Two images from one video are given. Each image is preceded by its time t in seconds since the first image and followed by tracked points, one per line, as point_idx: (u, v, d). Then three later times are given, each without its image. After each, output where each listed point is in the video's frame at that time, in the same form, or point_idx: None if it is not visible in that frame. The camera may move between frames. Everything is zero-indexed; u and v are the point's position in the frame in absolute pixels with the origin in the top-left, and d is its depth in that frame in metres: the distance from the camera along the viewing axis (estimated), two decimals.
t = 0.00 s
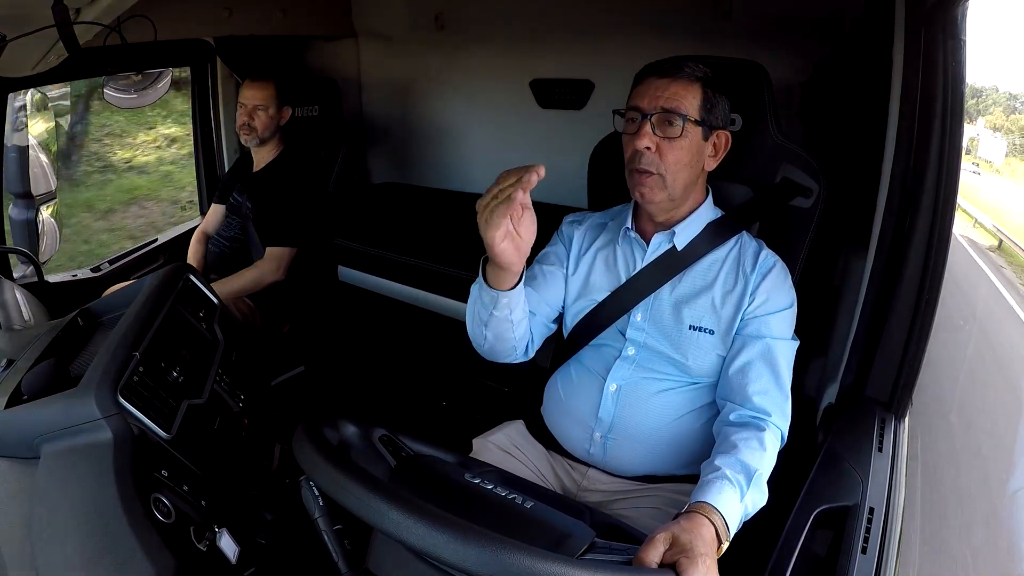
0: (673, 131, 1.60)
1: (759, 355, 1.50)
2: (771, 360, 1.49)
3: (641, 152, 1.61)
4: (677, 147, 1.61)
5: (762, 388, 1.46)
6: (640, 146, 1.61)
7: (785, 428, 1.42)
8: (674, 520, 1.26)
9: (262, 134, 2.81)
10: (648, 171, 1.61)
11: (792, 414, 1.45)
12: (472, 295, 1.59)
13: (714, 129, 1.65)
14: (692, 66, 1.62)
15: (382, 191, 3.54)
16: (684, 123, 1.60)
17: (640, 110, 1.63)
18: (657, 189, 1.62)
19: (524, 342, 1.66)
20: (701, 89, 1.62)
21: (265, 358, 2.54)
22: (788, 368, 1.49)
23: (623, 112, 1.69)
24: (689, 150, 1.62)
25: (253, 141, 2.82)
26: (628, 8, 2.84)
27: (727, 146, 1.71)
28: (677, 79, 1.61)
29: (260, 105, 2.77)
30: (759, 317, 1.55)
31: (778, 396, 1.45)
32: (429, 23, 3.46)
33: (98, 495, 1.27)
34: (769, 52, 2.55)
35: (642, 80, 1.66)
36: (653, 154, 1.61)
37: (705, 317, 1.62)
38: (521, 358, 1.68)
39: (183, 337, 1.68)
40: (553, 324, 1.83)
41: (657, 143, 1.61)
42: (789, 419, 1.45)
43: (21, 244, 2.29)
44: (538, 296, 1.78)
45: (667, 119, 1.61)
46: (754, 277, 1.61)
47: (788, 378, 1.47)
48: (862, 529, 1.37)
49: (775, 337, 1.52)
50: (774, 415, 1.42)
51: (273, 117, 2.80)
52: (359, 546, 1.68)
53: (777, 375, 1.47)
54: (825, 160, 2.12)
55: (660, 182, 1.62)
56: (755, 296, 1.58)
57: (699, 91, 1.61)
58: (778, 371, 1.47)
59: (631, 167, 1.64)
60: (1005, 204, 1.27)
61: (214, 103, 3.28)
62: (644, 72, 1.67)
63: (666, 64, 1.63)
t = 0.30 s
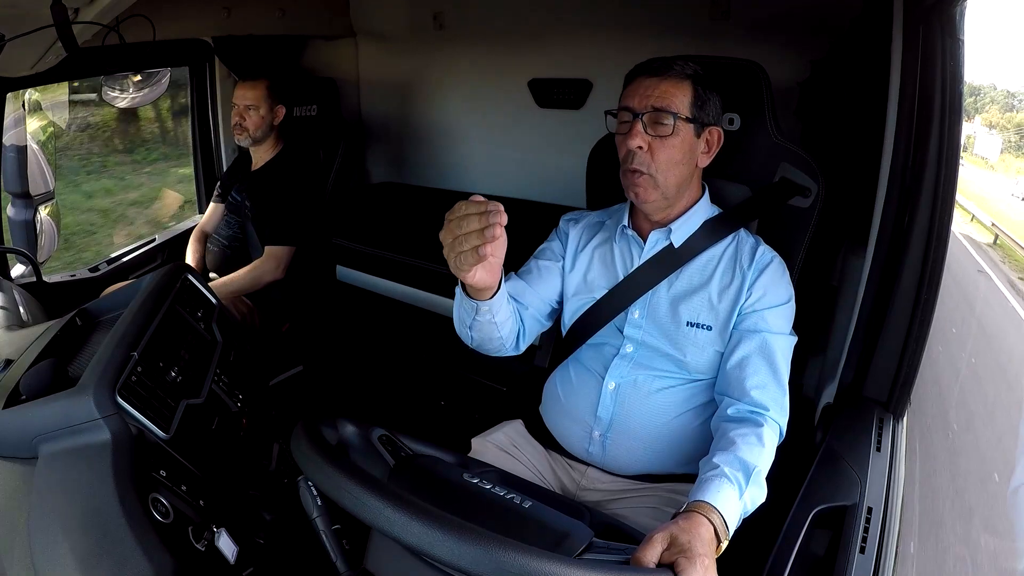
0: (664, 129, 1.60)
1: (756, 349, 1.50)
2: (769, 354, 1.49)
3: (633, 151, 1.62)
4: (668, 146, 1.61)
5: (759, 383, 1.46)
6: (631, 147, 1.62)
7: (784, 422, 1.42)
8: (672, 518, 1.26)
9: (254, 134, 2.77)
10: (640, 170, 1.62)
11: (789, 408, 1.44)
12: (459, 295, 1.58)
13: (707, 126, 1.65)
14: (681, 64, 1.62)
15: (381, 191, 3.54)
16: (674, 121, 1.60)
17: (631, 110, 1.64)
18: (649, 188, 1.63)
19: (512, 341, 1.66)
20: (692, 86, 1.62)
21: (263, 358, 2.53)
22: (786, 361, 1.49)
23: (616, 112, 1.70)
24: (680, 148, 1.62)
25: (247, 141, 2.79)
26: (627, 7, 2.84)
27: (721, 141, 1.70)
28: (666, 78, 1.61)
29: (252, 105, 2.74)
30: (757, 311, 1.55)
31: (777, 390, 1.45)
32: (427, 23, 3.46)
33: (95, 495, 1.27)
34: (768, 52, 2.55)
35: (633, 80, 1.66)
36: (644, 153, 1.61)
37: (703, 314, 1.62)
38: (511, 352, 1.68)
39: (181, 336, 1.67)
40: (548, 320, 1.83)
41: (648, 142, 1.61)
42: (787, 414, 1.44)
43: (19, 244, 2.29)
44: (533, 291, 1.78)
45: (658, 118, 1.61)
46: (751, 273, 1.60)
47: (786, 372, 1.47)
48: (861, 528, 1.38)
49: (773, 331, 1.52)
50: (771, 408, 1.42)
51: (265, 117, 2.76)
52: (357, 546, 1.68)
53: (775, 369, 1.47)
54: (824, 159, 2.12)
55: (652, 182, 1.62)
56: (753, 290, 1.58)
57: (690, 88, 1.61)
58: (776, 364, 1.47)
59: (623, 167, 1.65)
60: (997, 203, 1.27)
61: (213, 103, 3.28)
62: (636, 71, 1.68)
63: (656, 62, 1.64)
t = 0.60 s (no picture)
0: (665, 139, 1.61)
1: (757, 352, 1.50)
2: (770, 356, 1.49)
3: (635, 163, 1.62)
4: (670, 156, 1.61)
5: (760, 385, 1.46)
6: (633, 158, 1.62)
7: (784, 424, 1.42)
8: (672, 519, 1.26)
9: (255, 136, 2.77)
10: (643, 182, 1.62)
11: (789, 409, 1.44)
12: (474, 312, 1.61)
13: (707, 131, 1.65)
14: (680, 69, 1.61)
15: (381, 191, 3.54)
16: (674, 130, 1.60)
17: (631, 120, 1.64)
18: (651, 198, 1.63)
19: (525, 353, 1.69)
20: (691, 93, 1.61)
21: (263, 359, 2.53)
22: (787, 363, 1.49)
23: (616, 120, 1.70)
24: (681, 157, 1.62)
25: (247, 143, 2.79)
26: (627, 7, 2.84)
27: (722, 144, 1.70)
28: (664, 85, 1.61)
29: (252, 107, 2.75)
30: (758, 313, 1.56)
31: (777, 392, 1.45)
32: (427, 23, 3.46)
33: (96, 495, 1.27)
34: (768, 52, 2.55)
35: (632, 87, 1.66)
36: (646, 165, 1.61)
37: (704, 316, 1.62)
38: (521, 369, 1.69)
39: (181, 336, 1.67)
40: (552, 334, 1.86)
41: (649, 152, 1.61)
42: (788, 416, 1.45)
43: (19, 244, 2.29)
44: (532, 310, 1.80)
45: (658, 128, 1.61)
46: (752, 276, 1.60)
47: (787, 374, 1.47)
48: (861, 528, 1.37)
49: (773, 334, 1.52)
50: (772, 410, 1.42)
51: (265, 119, 2.76)
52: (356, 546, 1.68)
53: (775, 371, 1.47)
54: (823, 160, 2.12)
55: (654, 192, 1.63)
56: (754, 292, 1.58)
57: (689, 94, 1.61)
58: (777, 366, 1.47)
59: (625, 177, 1.65)
60: (995, 198, 1.29)
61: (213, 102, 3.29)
62: (633, 77, 1.67)
63: (654, 68, 1.63)
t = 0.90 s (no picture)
0: (660, 153, 1.60)
1: (758, 353, 1.50)
2: (770, 357, 1.49)
3: (632, 179, 1.62)
4: (667, 169, 1.61)
5: (762, 386, 1.45)
6: (629, 175, 1.62)
7: (785, 425, 1.42)
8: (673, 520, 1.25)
9: (256, 137, 2.77)
10: (642, 196, 1.63)
11: (791, 410, 1.44)
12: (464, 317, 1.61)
13: (703, 137, 1.64)
14: (669, 79, 1.59)
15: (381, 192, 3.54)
16: (669, 143, 1.59)
17: (624, 135, 1.63)
18: (653, 210, 1.64)
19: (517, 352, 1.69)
20: (683, 102, 1.59)
21: (263, 359, 2.53)
22: (788, 363, 1.49)
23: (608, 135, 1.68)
24: (679, 167, 1.61)
25: (248, 144, 2.79)
26: (628, 7, 2.84)
27: (720, 145, 1.69)
28: (655, 98, 1.59)
29: (252, 108, 2.74)
30: (758, 315, 1.55)
31: (778, 393, 1.44)
32: (427, 23, 3.46)
33: (96, 495, 1.27)
34: (768, 52, 2.55)
35: (622, 101, 1.64)
36: (644, 180, 1.61)
37: (705, 318, 1.62)
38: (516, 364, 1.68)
39: (181, 337, 1.67)
40: (549, 330, 1.85)
41: (646, 168, 1.61)
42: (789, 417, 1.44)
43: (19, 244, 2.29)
44: (532, 307, 1.80)
45: (652, 142, 1.60)
46: (753, 277, 1.60)
47: (788, 375, 1.47)
48: (861, 529, 1.37)
49: (774, 335, 1.52)
50: (773, 411, 1.42)
51: (266, 120, 2.75)
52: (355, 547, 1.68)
53: (776, 371, 1.47)
54: (823, 160, 2.12)
55: (655, 205, 1.63)
56: (755, 294, 1.58)
57: (681, 104, 1.59)
58: (778, 366, 1.47)
59: (624, 192, 1.65)
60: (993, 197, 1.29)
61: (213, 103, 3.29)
62: (622, 89, 1.65)
63: (642, 81, 1.60)
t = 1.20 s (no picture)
0: (664, 152, 1.59)
1: (760, 353, 1.50)
2: (772, 357, 1.48)
3: (634, 177, 1.61)
4: (669, 168, 1.60)
5: (764, 386, 1.45)
6: (631, 172, 1.61)
7: (788, 425, 1.42)
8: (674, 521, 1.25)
9: (259, 137, 2.77)
10: (644, 195, 1.62)
11: (794, 411, 1.44)
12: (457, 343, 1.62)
13: (708, 140, 1.63)
14: (678, 79, 1.58)
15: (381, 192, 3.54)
16: (673, 143, 1.58)
17: (629, 133, 1.62)
18: (654, 208, 1.64)
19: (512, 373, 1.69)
20: (690, 103, 1.59)
21: (263, 360, 2.53)
22: (789, 363, 1.48)
23: (613, 131, 1.68)
24: (682, 168, 1.61)
25: (251, 145, 2.79)
26: (629, 8, 2.84)
27: (724, 150, 1.69)
28: (662, 97, 1.58)
29: (254, 108, 2.75)
30: (760, 315, 1.55)
31: (781, 393, 1.44)
32: (428, 24, 3.47)
33: (95, 495, 1.28)
34: (769, 53, 2.55)
35: (629, 97, 1.63)
36: (646, 178, 1.61)
37: (706, 320, 1.62)
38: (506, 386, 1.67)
39: (181, 338, 1.67)
40: (552, 343, 1.84)
41: (648, 166, 1.60)
42: (792, 417, 1.44)
43: (19, 245, 2.29)
44: (528, 323, 1.79)
45: (657, 141, 1.59)
46: (753, 279, 1.60)
47: (790, 374, 1.47)
48: (862, 530, 1.37)
49: (775, 335, 1.52)
50: (776, 411, 1.42)
51: (268, 120, 2.77)
52: (355, 548, 1.68)
53: (778, 371, 1.47)
54: (824, 161, 2.12)
55: (656, 203, 1.63)
56: (755, 295, 1.58)
57: (688, 105, 1.59)
58: (779, 367, 1.47)
59: (625, 189, 1.65)
60: (989, 196, 1.30)
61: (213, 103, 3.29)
62: (630, 86, 1.64)
63: (651, 79, 1.60)
